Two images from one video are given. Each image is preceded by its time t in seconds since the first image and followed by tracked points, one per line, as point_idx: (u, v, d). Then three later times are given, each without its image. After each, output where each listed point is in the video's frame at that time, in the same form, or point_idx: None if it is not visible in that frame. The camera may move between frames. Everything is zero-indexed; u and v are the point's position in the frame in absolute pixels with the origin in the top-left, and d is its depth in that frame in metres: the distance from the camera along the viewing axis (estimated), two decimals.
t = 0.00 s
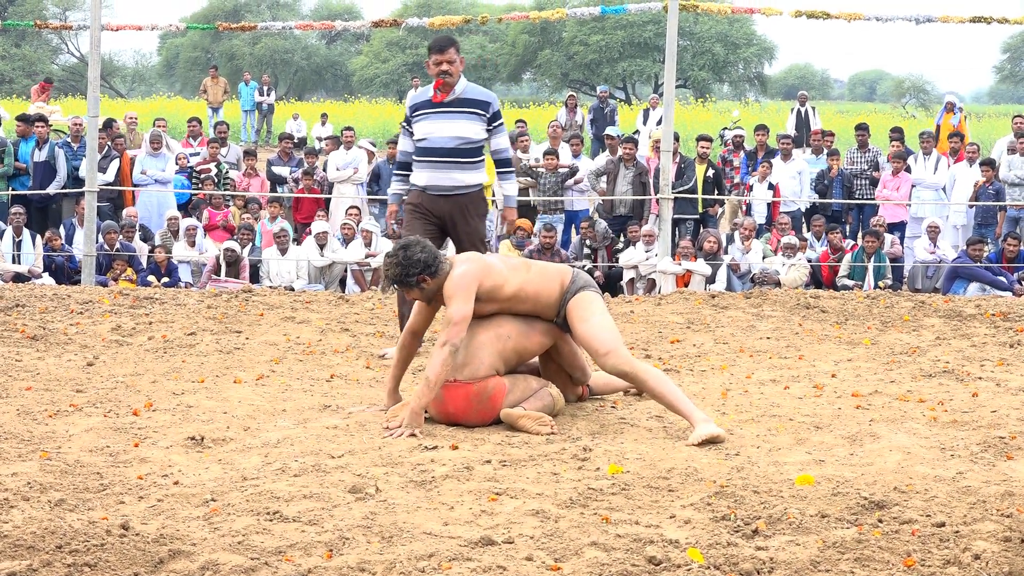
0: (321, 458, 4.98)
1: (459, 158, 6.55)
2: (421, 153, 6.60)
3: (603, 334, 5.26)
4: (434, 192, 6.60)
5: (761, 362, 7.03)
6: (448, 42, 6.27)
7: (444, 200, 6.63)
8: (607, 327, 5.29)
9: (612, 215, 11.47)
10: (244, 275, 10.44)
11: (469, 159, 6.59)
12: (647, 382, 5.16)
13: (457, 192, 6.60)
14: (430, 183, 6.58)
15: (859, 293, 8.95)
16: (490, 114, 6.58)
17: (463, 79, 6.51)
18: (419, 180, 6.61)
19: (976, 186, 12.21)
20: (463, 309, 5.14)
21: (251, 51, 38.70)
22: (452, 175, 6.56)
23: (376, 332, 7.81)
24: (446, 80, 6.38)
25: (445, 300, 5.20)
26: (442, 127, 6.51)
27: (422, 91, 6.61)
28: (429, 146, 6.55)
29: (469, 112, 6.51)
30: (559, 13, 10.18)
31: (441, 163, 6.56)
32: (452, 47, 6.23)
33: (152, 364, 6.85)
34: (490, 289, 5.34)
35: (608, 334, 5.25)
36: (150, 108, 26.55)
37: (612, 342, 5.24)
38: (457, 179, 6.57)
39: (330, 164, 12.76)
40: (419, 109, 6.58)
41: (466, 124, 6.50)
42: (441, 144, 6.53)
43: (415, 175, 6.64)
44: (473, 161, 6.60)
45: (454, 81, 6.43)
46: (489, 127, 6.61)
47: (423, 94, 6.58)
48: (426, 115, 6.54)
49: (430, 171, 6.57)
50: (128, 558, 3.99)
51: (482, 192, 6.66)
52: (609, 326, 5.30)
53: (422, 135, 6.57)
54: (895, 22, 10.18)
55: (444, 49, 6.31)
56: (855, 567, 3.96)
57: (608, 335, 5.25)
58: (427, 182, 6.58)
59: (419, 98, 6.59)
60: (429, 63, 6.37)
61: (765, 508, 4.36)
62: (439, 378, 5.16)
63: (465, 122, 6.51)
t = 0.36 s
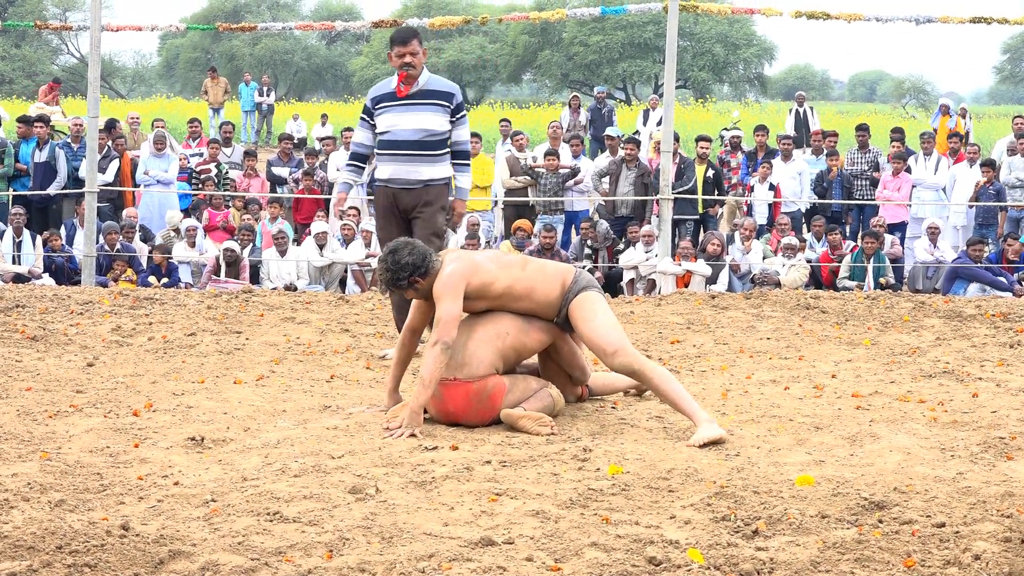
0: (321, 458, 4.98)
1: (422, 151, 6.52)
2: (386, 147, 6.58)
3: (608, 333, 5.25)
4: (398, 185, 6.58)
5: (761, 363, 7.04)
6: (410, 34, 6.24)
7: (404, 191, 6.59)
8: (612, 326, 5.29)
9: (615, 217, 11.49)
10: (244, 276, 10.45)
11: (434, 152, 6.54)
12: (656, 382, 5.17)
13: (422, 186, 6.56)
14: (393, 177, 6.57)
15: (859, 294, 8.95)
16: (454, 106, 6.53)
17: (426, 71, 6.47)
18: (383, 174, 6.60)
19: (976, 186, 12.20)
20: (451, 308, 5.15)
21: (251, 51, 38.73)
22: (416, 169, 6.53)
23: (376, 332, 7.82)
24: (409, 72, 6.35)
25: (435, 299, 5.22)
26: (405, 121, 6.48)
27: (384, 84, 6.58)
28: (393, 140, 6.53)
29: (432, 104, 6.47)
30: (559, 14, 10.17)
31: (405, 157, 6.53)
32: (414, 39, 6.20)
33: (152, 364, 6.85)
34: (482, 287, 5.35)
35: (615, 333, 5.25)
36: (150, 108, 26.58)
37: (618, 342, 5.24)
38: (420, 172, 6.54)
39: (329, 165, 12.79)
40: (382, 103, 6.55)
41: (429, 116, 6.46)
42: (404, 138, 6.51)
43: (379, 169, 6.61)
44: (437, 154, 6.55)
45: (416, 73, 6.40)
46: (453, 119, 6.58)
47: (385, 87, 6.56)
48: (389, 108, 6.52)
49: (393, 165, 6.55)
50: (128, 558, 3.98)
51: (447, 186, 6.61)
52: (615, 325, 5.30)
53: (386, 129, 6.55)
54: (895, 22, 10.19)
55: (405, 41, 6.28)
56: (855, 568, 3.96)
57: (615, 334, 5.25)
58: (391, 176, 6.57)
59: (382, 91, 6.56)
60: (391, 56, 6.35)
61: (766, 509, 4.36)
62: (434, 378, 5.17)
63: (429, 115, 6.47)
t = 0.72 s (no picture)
0: (321, 459, 4.99)
1: (396, 158, 6.51)
2: (361, 151, 6.57)
3: (602, 338, 5.23)
4: (369, 192, 6.56)
5: (761, 363, 7.03)
6: (396, 40, 6.26)
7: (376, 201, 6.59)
8: (608, 329, 5.28)
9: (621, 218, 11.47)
10: (244, 276, 10.45)
11: (408, 160, 6.54)
12: (650, 387, 5.15)
13: (393, 194, 6.55)
14: (364, 182, 6.55)
15: (860, 294, 8.95)
16: (433, 115, 6.55)
17: (408, 78, 6.49)
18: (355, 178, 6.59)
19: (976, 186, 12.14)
20: (449, 309, 5.14)
21: (251, 52, 38.76)
22: (388, 176, 6.52)
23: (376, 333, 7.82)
24: (390, 78, 6.37)
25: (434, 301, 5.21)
26: (381, 126, 6.48)
27: (366, 88, 6.58)
28: (366, 144, 6.52)
29: (410, 112, 6.47)
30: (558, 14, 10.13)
31: (378, 163, 6.52)
32: (398, 44, 6.22)
33: (152, 365, 6.85)
34: (480, 290, 5.35)
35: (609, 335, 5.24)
36: (150, 108, 26.60)
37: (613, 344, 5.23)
38: (392, 179, 6.53)
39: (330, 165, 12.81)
40: (361, 106, 6.56)
41: (406, 123, 6.46)
42: (378, 143, 6.50)
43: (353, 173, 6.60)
44: (412, 163, 6.55)
45: (397, 80, 6.41)
46: (431, 129, 6.58)
47: (366, 91, 6.57)
48: (367, 112, 6.53)
49: (364, 169, 6.53)
50: (128, 559, 3.98)
51: (420, 196, 6.61)
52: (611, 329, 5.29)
53: (361, 132, 6.55)
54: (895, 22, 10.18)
55: (390, 47, 6.31)
56: (855, 568, 3.96)
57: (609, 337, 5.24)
58: (363, 180, 6.56)
59: (363, 94, 6.57)
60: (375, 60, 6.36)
61: (765, 509, 4.36)
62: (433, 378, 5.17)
63: (406, 122, 6.47)
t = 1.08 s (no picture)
0: (321, 459, 4.99)
1: (377, 155, 6.48)
2: (344, 146, 6.56)
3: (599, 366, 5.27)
4: (351, 188, 6.56)
5: (761, 363, 7.03)
6: (384, 36, 6.25)
7: (356, 199, 6.57)
8: (600, 353, 5.32)
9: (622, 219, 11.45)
10: (245, 276, 10.46)
11: (390, 157, 6.51)
12: (658, 406, 5.21)
13: (374, 190, 6.54)
14: (345, 177, 6.55)
15: (860, 294, 8.96)
16: (416, 113, 6.48)
17: (394, 75, 6.46)
18: (336, 173, 6.59)
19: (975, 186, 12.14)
20: (442, 310, 5.16)
21: (251, 52, 38.80)
22: (369, 172, 6.50)
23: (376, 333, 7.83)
24: (376, 75, 6.36)
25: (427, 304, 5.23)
26: (363, 122, 6.46)
27: (352, 81, 6.57)
28: (348, 140, 6.51)
29: (394, 110, 6.44)
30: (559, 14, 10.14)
31: (360, 159, 6.51)
32: (385, 41, 6.22)
33: (152, 365, 6.86)
34: (473, 295, 5.35)
35: (603, 364, 5.28)
36: (149, 108, 26.61)
37: (606, 370, 5.28)
38: (373, 176, 6.51)
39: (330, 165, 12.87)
40: (345, 100, 6.55)
41: (388, 121, 6.44)
42: (359, 139, 6.48)
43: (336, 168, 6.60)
44: (393, 160, 6.52)
45: (383, 77, 6.39)
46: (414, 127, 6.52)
47: (353, 84, 6.55)
48: (350, 107, 6.52)
49: (344, 164, 6.52)
50: (128, 559, 3.98)
51: (401, 193, 6.56)
52: (602, 353, 5.33)
53: (344, 127, 6.54)
54: (895, 22, 10.19)
55: (378, 43, 6.30)
56: (855, 568, 3.96)
57: (603, 365, 5.28)
58: (344, 176, 6.55)
59: (349, 88, 6.55)
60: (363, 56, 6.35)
61: (766, 509, 4.36)
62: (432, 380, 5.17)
63: (389, 120, 6.45)
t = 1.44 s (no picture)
0: (321, 459, 4.99)
1: (366, 155, 6.51)
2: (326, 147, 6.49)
3: (576, 397, 5.10)
4: (336, 189, 6.50)
5: (761, 363, 7.03)
6: (362, 35, 6.37)
7: (342, 201, 6.52)
8: (571, 379, 5.13)
9: (622, 218, 11.45)
10: (245, 276, 10.47)
11: (374, 156, 6.54)
12: (635, 412, 5.07)
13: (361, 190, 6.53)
14: (332, 178, 6.48)
15: (860, 294, 8.96)
16: (395, 112, 6.58)
17: (369, 75, 6.53)
18: (321, 173, 6.50)
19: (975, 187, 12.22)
20: (442, 272, 5.45)
21: (251, 52, 38.85)
22: (358, 172, 6.49)
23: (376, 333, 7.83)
24: (357, 75, 6.41)
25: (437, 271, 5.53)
26: (348, 122, 6.46)
27: (323, 81, 6.53)
28: (334, 140, 6.46)
29: (375, 108, 6.50)
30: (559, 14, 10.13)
31: (346, 159, 6.48)
32: (368, 39, 6.32)
33: (152, 365, 6.86)
34: (474, 283, 5.50)
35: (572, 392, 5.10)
36: (149, 108, 26.61)
37: (576, 396, 5.09)
38: (361, 175, 6.50)
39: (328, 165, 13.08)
40: (321, 100, 6.51)
41: (371, 120, 6.48)
42: (347, 139, 6.47)
43: (318, 170, 6.51)
44: (378, 159, 6.56)
45: (362, 75, 6.45)
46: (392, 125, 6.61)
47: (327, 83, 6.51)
48: (330, 108, 6.48)
49: (333, 165, 6.45)
50: (128, 559, 3.98)
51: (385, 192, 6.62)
52: (573, 378, 5.13)
53: (325, 128, 6.48)
54: (895, 22, 10.19)
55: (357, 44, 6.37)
56: (855, 568, 3.96)
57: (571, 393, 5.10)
58: (331, 177, 6.48)
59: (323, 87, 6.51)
60: (340, 56, 6.41)
61: (765, 510, 4.36)
62: (441, 335, 5.36)
63: (371, 118, 6.49)
